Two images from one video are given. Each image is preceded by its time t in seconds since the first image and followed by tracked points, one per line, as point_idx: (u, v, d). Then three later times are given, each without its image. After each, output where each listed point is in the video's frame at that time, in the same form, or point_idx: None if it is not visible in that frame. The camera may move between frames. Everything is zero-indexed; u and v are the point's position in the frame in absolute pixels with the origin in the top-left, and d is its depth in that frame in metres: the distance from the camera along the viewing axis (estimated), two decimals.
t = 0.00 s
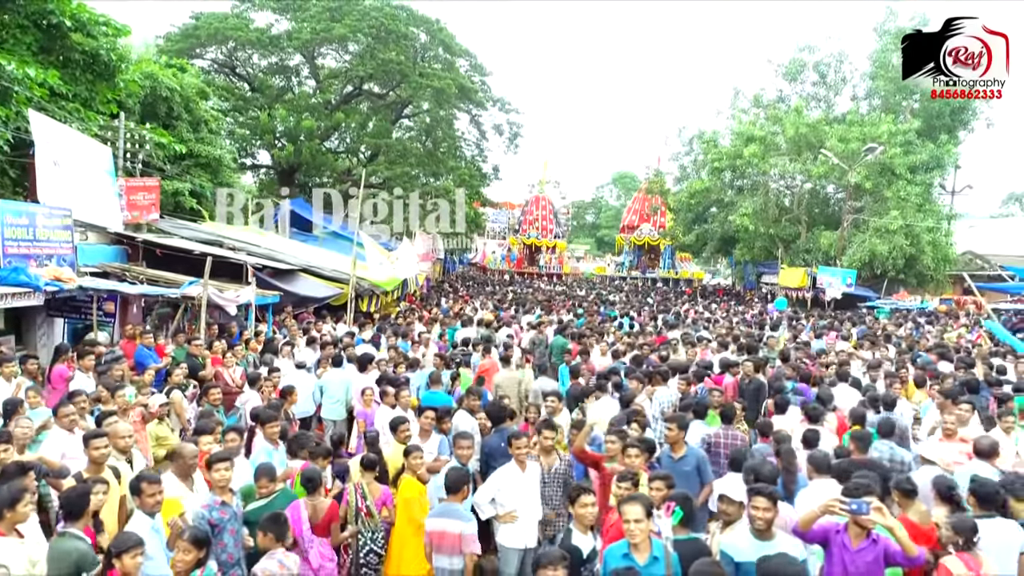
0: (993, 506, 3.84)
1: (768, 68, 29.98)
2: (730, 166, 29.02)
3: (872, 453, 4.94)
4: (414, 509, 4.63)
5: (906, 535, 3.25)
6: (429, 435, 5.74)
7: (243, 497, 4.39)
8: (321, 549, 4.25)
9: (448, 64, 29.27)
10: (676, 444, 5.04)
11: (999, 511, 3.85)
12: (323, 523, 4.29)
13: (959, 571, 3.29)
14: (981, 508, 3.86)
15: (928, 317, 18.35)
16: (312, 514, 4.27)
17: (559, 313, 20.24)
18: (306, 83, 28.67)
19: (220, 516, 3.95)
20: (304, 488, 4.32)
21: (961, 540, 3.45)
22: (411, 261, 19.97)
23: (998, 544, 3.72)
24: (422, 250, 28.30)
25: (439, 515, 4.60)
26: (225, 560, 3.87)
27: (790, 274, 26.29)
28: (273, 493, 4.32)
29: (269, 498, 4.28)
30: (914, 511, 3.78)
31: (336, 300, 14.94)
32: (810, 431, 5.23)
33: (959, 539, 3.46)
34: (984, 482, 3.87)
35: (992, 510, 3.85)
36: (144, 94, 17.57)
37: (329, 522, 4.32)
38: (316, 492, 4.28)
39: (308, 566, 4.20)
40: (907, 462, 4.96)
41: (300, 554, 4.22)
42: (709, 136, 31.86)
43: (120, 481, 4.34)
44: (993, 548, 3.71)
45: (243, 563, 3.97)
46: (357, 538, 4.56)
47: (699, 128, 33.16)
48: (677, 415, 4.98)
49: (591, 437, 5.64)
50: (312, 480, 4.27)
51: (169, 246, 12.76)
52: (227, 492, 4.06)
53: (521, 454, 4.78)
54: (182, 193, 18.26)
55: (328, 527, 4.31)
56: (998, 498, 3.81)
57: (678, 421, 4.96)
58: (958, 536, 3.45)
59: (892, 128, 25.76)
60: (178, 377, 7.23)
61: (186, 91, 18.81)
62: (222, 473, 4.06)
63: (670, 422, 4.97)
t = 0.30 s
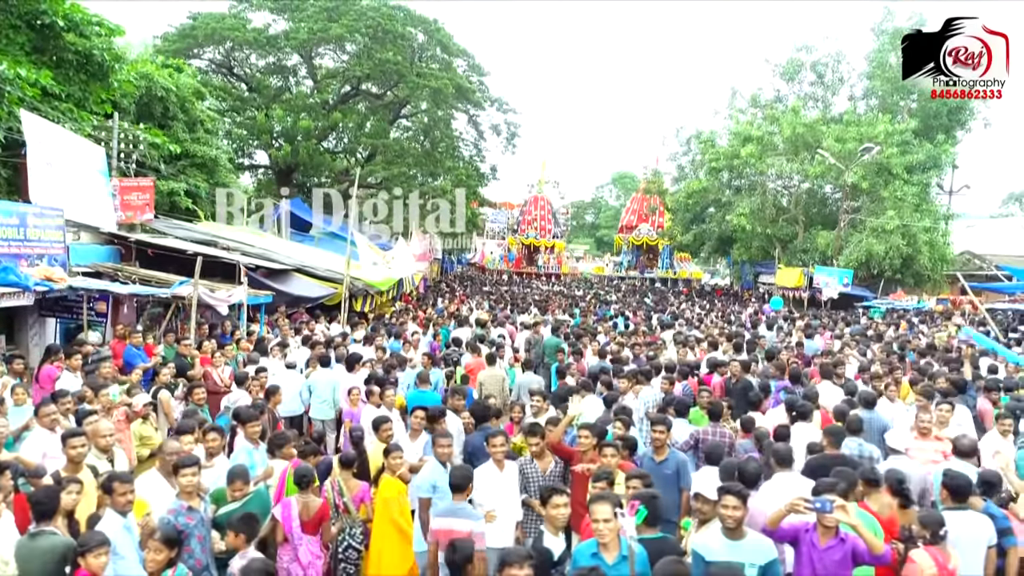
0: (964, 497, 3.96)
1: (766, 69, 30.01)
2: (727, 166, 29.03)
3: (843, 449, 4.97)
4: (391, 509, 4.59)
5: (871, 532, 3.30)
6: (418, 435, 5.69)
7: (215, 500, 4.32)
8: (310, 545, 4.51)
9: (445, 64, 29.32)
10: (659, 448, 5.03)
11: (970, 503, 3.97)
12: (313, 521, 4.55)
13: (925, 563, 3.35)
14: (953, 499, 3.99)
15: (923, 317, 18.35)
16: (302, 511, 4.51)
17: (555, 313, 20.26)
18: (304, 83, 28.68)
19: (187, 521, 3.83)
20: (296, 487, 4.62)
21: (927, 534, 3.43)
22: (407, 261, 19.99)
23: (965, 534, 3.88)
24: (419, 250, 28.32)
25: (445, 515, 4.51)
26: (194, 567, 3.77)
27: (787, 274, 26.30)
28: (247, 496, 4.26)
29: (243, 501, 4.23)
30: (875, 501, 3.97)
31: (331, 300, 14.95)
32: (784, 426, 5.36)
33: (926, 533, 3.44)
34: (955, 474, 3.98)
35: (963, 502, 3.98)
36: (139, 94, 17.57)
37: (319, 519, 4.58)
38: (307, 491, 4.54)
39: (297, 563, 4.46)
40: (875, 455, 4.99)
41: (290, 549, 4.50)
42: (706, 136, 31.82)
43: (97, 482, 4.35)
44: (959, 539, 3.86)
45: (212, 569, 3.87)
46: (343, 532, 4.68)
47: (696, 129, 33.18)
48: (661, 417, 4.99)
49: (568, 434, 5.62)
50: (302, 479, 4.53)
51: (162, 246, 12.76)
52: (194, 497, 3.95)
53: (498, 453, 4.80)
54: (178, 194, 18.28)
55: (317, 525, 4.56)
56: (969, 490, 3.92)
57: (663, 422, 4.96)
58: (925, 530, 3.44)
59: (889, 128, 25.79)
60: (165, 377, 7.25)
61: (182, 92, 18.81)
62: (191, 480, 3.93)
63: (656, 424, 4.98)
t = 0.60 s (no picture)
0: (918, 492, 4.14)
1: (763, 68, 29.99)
2: (724, 166, 29.01)
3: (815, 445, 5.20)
4: (368, 510, 4.52)
5: (832, 531, 3.34)
6: (399, 434, 5.65)
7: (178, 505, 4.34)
8: (288, 541, 4.56)
9: (442, 64, 29.32)
10: (644, 451, 4.90)
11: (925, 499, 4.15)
12: (292, 517, 4.61)
13: (885, 560, 3.36)
14: (908, 494, 4.16)
15: (917, 317, 18.35)
16: (281, 506, 4.56)
17: (549, 312, 20.25)
18: (301, 83, 28.64)
19: (152, 527, 3.85)
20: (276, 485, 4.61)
21: (888, 529, 3.55)
22: (401, 261, 19.98)
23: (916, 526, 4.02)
24: (415, 249, 28.34)
25: (445, 507, 4.28)
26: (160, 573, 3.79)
27: (783, 274, 26.29)
28: (209, 497, 4.29)
29: (205, 503, 4.26)
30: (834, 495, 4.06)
31: (323, 300, 14.95)
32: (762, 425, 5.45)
33: (886, 528, 3.56)
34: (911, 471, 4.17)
35: (918, 497, 4.16)
36: (133, 94, 17.53)
37: (297, 515, 4.63)
38: (287, 488, 4.54)
39: (275, 558, 4.53)
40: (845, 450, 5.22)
41: (268, 544, 4.55)
42: (703, 136, 31.76)
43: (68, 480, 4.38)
44: (916, 533, 4.01)
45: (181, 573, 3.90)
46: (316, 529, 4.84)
47: (693, 128, 33.17)
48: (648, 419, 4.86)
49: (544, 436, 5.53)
50: (283, 478, 4.51)
51: (153, 246, 12.75)
52: (160, 505, 3.97)
53: (474, 452, 4.77)
54: (172, 193, 18.25)
55: (295, 520, 4.61)
56: (923, 485, 4.11)
57: (650, 425, 4.83)
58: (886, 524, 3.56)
59: (885, 128, 25.80)
60: (148, 376, 7.25)
61: (177, 91, 18.78)
62: (160, 490, 3.94)
63: (643, 427, 4.85)
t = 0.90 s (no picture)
0: (868, 484, 4.19)
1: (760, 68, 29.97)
2: (720, 165, 28.99)
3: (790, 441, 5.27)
4: (342, 511, 4.51)
5: (793, 529, 3.37)
6: (377, 433, 5.67)
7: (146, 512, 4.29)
8: (262, 532, 4.75)
9: (439, 64, 29.31)
10: (632, 457, 4.82)
11: (874, 490, 4.21)
12: (263, 508, 4.74)
13: (845, 553, 3.57)
14: (857, 486, 4.21)
15: (913, 317, 18.32)
16: (253, 500, 4.71)
17: (544, 312, 20.24)
18: (298, 83, 28.61)
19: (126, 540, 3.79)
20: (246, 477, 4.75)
21: (848, 523, 3.69)
22: (396, 261, 19.99)
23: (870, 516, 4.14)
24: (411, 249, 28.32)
25: (418, 501, 4.28)
26: None
27: (779, 274, 26.28)
28: (181, 502, 4.29)
29: (180, 508, 4.26)
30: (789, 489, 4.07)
31: (316, 300, 14.95)
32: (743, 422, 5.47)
33: (845, 521, 3.70)
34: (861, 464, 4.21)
35: (868, 488, 4.21)
36: (127, 93, 17.51)
37: (268, 507, 4.76)
38: (257, 480, 4.68)
39: (251, 549, 4.73)
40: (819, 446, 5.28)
41: (244, 536, 4.74)
42: (701, 136, 31.72)
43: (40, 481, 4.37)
44: (874, 523, 4.13)
45: None
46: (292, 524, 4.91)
47: (691, 128, 33.14)
48: (639, 426, 4.80)
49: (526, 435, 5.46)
50: (255, 469, 4.65)
51: (144, 246, 12.73)
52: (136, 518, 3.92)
53: (451, 453, 4.81)
54: (166, 193, 18.24)
55: (267, 512, 4.76)
56: (874, 477, 4.15)
57: (640, 431, 4.77)
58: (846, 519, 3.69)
59: (881, 128, 25.79)
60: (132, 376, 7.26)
61: (171, 91, 18.75)
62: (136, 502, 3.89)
63: (633, 433, 4.79)
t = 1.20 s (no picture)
0: (829, 479, 4.28)
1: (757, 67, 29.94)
2: (717, 165, 28.97)
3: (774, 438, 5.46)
4: (316, 512, 4.50)
5: (757, 529, 3.43)
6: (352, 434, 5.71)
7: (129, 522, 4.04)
8: (239, 526, 4.82)
9: (436, 64, 29.31)
10: (613, 458, 4.79)
11: (835, 484, 4.29)
12: (240, 502, 4.82)
13: (816, 549, 3.74)
14: (820, 482, 4.29)
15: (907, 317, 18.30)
16: (228, 493, 4.79)
17: (538, 311, 20.23)
18: (294, 83, 28.58)
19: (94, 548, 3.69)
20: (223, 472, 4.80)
21: (816, 519, 3.84)
22: (390, 260, 19.97)
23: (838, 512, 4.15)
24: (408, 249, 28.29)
25: (389, 490, 4.45)
26: None
27: (776, 273, 26.27)
28: (163, 516, 3.96)
29: (158, 523, 3.92)
30: (751, 486, 4.22)
31: (309, 299, 14.92)
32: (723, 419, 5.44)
33: (814, 517, 3.85)
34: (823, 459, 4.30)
35: (829, 483, 4.30)
36: (121, 93, 17.48)
37: (245, 501, 4.84)
38: (232, 475, 4.78)
39: (227, 543, 4.80)
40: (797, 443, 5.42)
41: (220, 529, 4.81)
42: (698, 135, 31.68)
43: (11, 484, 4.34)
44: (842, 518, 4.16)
45: None
46: (274, 518, 4.92)
47: (688, 128, 33.12)
48: (620, 427, 4.75)
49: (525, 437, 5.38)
50: (229, 464, 4.73)
51: (135, 246, 12.70)
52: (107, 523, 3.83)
53: (424, 452, 4.82)
54: (160, 193, 18.21)
55: (244, 506, 4.83)
56: (835, 472, 4.24)
57: (622, 433, 4.72)
58: (815, 516, 3.84)
59: (878, 128, 25.79)
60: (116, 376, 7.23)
61: (166, 91, 18.71)
62: (110, 504, 3.77)
63: (614, 436, 4.73)
